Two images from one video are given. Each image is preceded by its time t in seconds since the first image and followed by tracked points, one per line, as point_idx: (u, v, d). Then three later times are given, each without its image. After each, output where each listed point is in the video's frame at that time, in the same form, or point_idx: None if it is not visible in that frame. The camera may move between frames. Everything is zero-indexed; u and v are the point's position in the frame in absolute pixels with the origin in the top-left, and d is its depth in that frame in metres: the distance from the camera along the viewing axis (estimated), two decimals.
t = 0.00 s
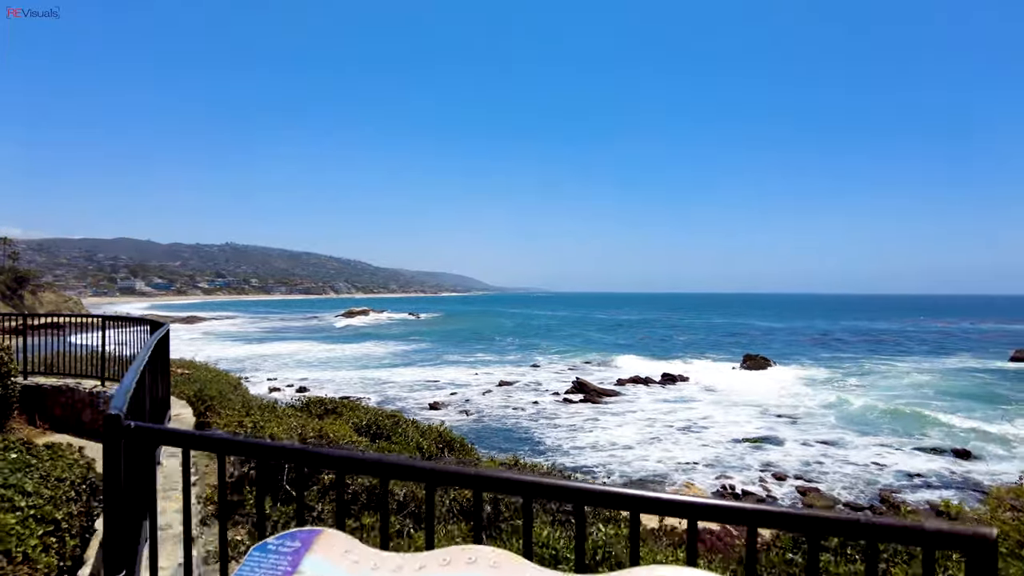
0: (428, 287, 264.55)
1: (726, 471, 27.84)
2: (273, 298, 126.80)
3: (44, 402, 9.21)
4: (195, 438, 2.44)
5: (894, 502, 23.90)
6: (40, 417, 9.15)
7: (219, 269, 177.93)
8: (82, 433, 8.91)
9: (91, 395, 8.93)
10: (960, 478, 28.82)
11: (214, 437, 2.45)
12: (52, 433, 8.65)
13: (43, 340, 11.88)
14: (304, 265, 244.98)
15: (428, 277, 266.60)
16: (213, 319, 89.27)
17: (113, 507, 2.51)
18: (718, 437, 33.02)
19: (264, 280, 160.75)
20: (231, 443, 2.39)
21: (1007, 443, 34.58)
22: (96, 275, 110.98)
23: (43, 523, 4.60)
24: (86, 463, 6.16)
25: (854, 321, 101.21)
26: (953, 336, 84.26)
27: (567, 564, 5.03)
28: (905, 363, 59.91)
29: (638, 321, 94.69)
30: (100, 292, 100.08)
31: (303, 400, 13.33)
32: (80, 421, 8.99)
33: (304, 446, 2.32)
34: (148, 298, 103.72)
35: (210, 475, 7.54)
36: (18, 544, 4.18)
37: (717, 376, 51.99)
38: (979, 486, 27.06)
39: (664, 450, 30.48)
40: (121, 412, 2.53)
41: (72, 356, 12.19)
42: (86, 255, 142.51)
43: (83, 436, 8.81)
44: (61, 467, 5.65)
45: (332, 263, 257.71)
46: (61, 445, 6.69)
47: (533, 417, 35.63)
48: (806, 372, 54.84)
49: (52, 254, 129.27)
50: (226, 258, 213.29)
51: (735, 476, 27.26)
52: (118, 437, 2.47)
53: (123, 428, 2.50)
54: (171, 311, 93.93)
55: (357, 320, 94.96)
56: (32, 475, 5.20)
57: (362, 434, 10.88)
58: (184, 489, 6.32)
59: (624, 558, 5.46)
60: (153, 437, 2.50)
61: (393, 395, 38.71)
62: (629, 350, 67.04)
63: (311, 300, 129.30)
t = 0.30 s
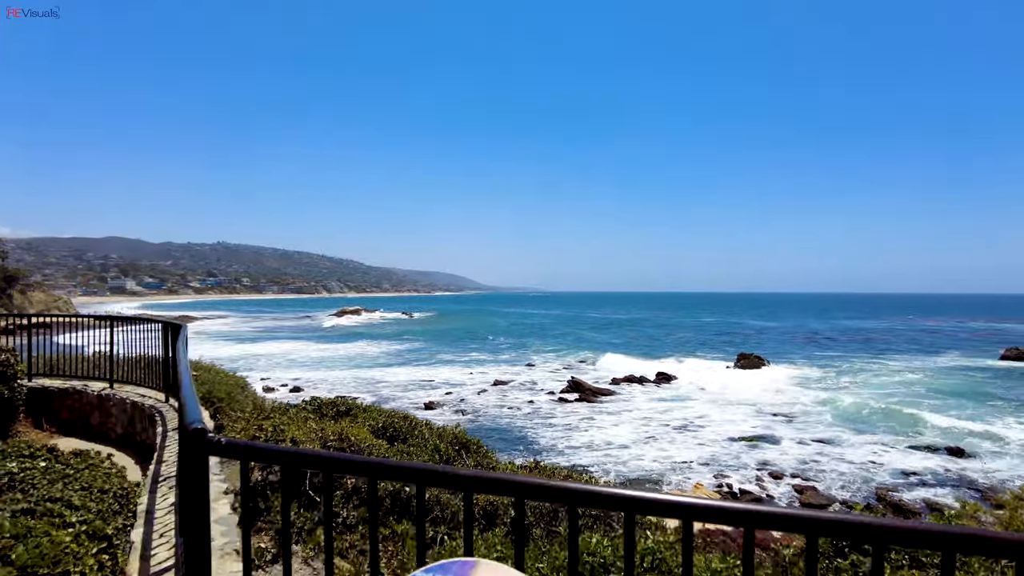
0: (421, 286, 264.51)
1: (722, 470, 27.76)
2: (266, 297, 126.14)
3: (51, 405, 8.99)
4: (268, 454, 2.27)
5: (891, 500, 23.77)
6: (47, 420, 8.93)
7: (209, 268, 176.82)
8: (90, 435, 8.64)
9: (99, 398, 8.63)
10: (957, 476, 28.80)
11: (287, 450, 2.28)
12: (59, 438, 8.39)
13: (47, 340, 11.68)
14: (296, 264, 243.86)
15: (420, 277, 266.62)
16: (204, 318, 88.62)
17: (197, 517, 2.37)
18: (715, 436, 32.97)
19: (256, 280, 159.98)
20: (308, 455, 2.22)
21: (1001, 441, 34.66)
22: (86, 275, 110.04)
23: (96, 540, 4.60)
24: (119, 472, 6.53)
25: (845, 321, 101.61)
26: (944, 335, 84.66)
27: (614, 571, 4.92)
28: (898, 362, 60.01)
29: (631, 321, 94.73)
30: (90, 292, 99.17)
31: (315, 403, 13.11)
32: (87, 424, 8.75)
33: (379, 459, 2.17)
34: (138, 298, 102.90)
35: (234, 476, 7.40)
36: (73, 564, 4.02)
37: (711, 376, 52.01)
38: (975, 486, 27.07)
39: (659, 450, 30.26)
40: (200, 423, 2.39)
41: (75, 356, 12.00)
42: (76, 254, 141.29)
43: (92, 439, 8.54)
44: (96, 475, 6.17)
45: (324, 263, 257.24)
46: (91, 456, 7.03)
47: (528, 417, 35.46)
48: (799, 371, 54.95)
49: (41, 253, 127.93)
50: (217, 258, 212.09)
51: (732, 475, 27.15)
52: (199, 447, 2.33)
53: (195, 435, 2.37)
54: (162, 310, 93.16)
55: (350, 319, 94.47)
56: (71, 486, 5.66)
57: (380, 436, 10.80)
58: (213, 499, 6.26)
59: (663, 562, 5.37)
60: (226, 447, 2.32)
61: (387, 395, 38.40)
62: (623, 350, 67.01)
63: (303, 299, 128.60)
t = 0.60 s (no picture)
0: (414, 287, 264.52)
1: (720, 472, 27.64)
2: (258, 297, 125.63)
3: (62, 411, 8.73)
4: (393, 477, 2.00)
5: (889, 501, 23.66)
6: (59, 426, 8.68)
7: (202, 267, 176.24)
8: (105, 442, 8.39)
9: (113, 403, 8.38)
10: (954, 477, 28.77)
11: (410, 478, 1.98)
12: (71, 445, 8.15)
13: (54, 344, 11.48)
14: (288, 264, 242.98)
15: (414, 278, 266.63)
16: (197, 318, 88.20)
17: (318, 557, 2.14)
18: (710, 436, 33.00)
19: (249, 280, 159.60)
20: (423, 482, 1.94)
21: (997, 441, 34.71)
22: (78, 275, 109.44)
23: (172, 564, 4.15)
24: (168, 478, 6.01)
25: (838, 322, 101.95)
26: (936, 336, 85.00)
27: None
28: (891, 363, 60.18)
29: (625, 321, 94.79)
30: (82, 292, 98.65)
31: (332, 408, 12.96)
32: (101, 429, 8.50)
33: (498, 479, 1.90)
34: (131, 298, 102.42)
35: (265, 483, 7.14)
36: None
37: (706, 377, 52.04)
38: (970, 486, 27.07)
39: (655, 451, 30.19)
40: (316, 449, 2.13)
41: (78, 361, 11.79)
42: (67, 254, 140.52)
43: (106, 446, 8.28)
44: (152, 487, 5.61)
45: (317, 263, 256.88)
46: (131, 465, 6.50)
47: (526, 418, 35.34)
48: (794, 372, 55.04)
49: (32, 253, 127.21)
50: (209, 258, 211.18)
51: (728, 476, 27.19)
52: (321, 474, 2.07)
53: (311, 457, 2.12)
54: (155, 311, 92.74)
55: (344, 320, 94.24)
56: (126, 502, 5.16)
57: (403, 443, 10.62)
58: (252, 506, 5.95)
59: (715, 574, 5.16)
60: (347, 474, 2.05)
61: (384, 396, 38.26)
62: (618, 351, 67.05)
63: (296, 300, 128.25)
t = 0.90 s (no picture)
0: (410, 287, 264.75)
1: (720, 472, 27.60)
2: (253, 298, 125.44)
3: (76, 414, 8.54)
4: (533, 495, 1.76)
5: (890, 502, 23.54)
6: (73, 429, 8.49)
7: (196, 267, 176.01)
8: (121, 445, 8.18)
9: (129, 406, 8.14)
10: (953, 477, 28.74)
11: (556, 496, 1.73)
12: (86, 449, 7.96)
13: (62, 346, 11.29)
14: (283, 265, 242.44)
15: (409, 278, 266.83)
16: (192, 319, 87.96)
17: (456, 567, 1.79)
18: (709, 436, 33.04)
19: (244, 280, 159.33)
20: (575, 498, 1.70)
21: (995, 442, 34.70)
22: (72, 275, 109.08)
23: None
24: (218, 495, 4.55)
25: (833, 322, 102.29)
26: (930, 336, 85.28)
27: None
28: (886, 363, 60.33)
29: (621, 322, 94.79)
30: (77, 293, 98.37)
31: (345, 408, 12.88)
32: (116, 433, 8.27)
33: (635, 498, 1.71)
34: (126, 299, 102.13)
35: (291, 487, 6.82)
36: None
37: (704, 377, 52.08)
38: (970, 487, 26.98)
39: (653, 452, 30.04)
40: (452, 463, 1.78)
41: (88, 362, 11.66)
42: (61, 254, 140.19)
43: (123, 449, 8.08)
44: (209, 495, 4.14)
45: (312, 263, 256.75)
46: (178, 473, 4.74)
47: (526, 419, 35.16)
48: (790, 373, 55.13)
49: (25, 253, 126.83)
50: (204, 258, 210.66)
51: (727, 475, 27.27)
52: (454, 502, 1.73)
53: (434, 471, 1.82)
54: (150, 311, 92.48)
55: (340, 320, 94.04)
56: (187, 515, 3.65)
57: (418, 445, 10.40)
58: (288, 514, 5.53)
59: None
60: (483, 490, 1.76)
61: (382, 397, 38.08)
62: (614, 351, 67.04)
63: (291, 300, 128.12)
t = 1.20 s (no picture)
0: (407, 287, 264.63)
1: (722, 472, 27.43)
2: (250, 298, 125.24)
3: (92, 419, 8.35)
4: (710, 530, 1.60)
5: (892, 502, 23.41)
6: (89, 434, 8.27)
7: (193, 267, 175.77)
8: (140, 451, 8.02)
9: (148, 411, 7.99)
10: (955, 477, 28.64)
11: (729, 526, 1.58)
12: (104, 455, 7.79)
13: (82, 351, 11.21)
14: (280, 265, 242.37)
15: (406, 279, 266.67)
16: (189, 319, 87.69)
17: None
18: (711, 435, 32.89)
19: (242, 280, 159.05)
20: (759, 536, 1.54)
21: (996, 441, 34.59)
22: (69, 275, 108.76)
23: None
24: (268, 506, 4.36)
25: (830, 322, 102.27)
26: (928, 336, 85.20)
27: None
28: (885, 363, 60.25)
29: (619, 322, 94.67)
30: (74, 293, 98.07)
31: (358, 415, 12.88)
32: (134, 438, 8.12)
33: (818, 534, 1.55)
34: (123, 298, 101.83)
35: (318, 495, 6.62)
36: None
37: (703, 377, 51.96)
38: (971, 487, 26.89)
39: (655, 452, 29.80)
40: (613, 493, 1.62)
41: (103, 366, 11.53)
42: (58, 254, 139.82)
43: (141, 456, 7.91)
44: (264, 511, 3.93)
45: (310, 264, 256.60)
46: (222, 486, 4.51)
47: (528, 419, 34.95)
48: (790, 372, 55.04)
49: (22, 253, 126.48)
50: (201, 258, 210.21)
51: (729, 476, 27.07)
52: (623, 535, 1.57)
53: (587, 497, 1.70)
54: (147, 311, 92.19)
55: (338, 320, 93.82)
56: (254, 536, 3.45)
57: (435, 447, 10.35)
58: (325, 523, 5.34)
59: None
60: (659, 526, 1.61)
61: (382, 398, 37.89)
62: (613, 351, 66.92)
63: (289, 300, 127.88)
